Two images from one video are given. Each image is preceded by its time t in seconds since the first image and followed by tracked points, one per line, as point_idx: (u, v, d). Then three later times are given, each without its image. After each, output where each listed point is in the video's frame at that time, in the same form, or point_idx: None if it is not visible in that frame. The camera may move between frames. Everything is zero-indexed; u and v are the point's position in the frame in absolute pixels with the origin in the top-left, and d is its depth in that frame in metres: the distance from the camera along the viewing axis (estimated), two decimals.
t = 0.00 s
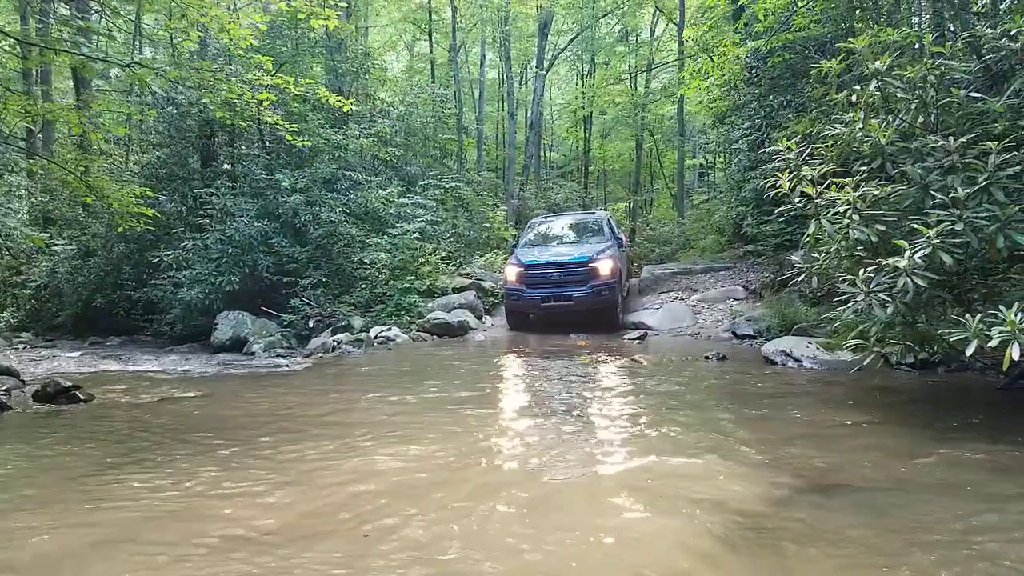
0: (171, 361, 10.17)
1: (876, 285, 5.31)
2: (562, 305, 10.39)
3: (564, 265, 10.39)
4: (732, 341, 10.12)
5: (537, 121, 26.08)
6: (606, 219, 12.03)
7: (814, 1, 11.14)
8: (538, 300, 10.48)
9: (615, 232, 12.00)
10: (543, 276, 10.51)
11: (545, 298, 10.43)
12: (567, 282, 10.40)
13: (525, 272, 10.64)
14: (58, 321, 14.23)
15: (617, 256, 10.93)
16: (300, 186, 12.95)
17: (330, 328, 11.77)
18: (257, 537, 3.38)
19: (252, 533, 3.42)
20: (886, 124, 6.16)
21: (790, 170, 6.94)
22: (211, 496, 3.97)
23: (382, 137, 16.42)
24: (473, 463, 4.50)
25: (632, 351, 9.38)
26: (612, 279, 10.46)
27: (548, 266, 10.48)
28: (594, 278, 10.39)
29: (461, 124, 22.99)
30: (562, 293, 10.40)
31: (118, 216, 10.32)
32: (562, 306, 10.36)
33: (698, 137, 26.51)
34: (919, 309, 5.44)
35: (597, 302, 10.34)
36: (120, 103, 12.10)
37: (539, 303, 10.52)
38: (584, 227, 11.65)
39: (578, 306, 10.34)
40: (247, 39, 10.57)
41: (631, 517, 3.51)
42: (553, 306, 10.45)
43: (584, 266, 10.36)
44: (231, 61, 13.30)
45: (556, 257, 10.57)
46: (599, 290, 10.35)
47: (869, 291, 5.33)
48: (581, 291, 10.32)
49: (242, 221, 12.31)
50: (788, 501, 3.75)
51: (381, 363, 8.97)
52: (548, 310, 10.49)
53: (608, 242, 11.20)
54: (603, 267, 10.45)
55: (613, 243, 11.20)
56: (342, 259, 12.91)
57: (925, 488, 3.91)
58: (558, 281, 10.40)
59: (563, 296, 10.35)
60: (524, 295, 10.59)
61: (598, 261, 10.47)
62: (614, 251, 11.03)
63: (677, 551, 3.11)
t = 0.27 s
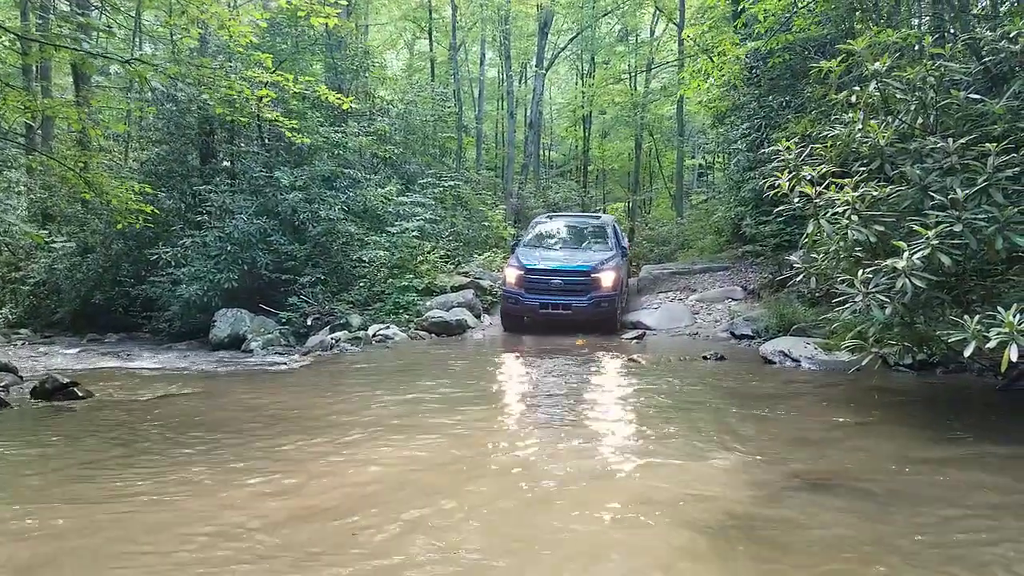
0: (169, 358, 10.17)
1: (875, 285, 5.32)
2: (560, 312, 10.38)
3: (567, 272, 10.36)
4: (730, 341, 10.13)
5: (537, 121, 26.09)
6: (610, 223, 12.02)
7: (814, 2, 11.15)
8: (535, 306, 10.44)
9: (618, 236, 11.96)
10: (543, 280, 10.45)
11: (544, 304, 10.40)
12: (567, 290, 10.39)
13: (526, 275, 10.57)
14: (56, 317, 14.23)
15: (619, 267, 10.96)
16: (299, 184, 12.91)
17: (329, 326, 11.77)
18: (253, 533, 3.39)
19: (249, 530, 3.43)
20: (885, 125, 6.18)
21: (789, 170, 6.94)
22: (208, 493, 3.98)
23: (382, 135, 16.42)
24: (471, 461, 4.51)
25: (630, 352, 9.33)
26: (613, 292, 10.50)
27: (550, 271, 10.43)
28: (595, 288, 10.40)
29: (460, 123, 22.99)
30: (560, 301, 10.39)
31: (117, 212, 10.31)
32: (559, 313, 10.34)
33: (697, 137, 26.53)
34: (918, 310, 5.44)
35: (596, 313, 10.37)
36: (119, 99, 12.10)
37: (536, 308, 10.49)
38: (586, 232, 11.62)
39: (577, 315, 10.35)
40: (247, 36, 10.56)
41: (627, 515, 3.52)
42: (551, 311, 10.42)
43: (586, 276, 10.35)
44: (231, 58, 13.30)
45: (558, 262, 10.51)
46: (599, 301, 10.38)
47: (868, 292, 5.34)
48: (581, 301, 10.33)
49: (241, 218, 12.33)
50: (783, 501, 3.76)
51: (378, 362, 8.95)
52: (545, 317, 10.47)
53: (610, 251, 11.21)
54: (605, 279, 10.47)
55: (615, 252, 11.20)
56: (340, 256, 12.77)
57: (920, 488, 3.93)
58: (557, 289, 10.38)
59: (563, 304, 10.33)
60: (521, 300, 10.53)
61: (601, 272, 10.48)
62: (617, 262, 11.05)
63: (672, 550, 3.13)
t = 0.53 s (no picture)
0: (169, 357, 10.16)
1: (875, 285, 5.32)
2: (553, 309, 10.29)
3: (559, 269, 10.26)
4: (730, 340, 10.13)
5: (536, 120, 26.07)
6: (608, 220, 11.89)
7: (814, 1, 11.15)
8: (529, 304, 10.38)
9: (615, 234, 11.88)
10: (535, 278, 10.38)
11: (537, 302, 10.32)
12: (560, 286, 10.28)
13: (517, 273, 10.50)
14: (56, 316, 14.22)
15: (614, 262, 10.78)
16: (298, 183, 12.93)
17: (328, 325, 11.77)
18: (251, 532, 3.39)
19: (246, 529, 3.43)
20: (886, 125, 6.18)
21: (789, 169, 6.94)
22: (206, 492, 3.98)
23: (381, 134, 16.40)
24: (470, 461, 4.51)
25: (629, 352, 9.29)
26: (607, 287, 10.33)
27: (541, 268, 10.35)
28: (589, 283, 10.26)
29: (460, 122, 22.98)
30: (554, 299, 10.30)
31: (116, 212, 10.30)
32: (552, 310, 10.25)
33: (697, 136, 26.54)
34: (917, 310, 5.45)
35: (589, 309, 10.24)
36: (118, 98, 12.09)
37: (530, 306, 10.42)
38: (582, 229, 11.50)
39: (571, 312, 10.25)
40: (247, 35, 10.56)
41: (625, 514, 3.52)
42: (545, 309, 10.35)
43: (579, 272, 10.23)
44: (231, 57, 13.30)
45: (551, 259, 10.43)
46: (593, 297, 10.23)
47: (868, 291, 5.34)
48: (574, 297, 10.20)
49: (241, 217, 12.33)
50: (782, 500, 3.76)
51: (377, 361, 8.94)
52: (539, 314, 10.39)
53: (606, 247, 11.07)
54: (599, 274, 10.30)
55: (610, 249, 11.09)
56: (340, 256, 12.78)
57: (920, 488, 3.92)
58: (550, 285, 10.29)
59: (556, 301, 10.24)
60: (514, 297, 10.47)
61: (595, 267, 10.33)
62: (613, 257, 10.88)
63: (670, 550, 3.12)
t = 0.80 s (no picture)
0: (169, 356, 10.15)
1: (875, 285, 5.32)
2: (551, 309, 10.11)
3: (555, 268, 10.10)
4: (730, 340, 10.13)
5: (536, 120, 26.07)
6: (604, 221, 11.83)
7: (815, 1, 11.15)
8: (525, 304, 10.20)
9: (611, 236, 11.80)
10: (531, 277, 10.21)
11: (532, 301, 10.15)
12: (557, 286, 10.12)
13: (513, 272, 10.34)
14: (56, 315, 14.22)
15: (611, 261, 10.67)
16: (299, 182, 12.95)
17: (329, 324, 11.77)
18: (251, 531, 3.39)
19: (247, 528, 3.43)
20: (886, 125, 6.17)
21: (790, 169, 6.94)
22: (206, 491, 3.98)
23: (382, 133, 16.40)
24: (470, 460, 4.51)
25: (629, 352, 9.27)
26: (604, 286, 10.20)
27: (537, 267, 10.19)
28: (585, 283, 10.13)
29: (460, 121, 22.96)
30: (550, 299, 10.14)
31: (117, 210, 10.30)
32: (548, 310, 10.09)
33: (697, 136, 26.55)
34: (918, 310, 5.45)
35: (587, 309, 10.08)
36: (119, 97, 12.09)
37: (526, 307, 10.24)
38: (578, 230, 11.40)
39: (567, 312, 10.08)
40: (248, 34, 10.56)
41: (626, 514, 3.52)
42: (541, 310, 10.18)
43: (576, 271, 10.10)
44: (232, 56, 13.30)
45: (547, 259, 10.27)
46: (590, 296, 10.08)
47: (868, 291, 5.34)
48: (571, 296, 10.05)
49: (241, 216, 12.33)
50: (783, 500, 3.75)
51: (377, 360, 8.93)
52: (535, 314, 10.21)
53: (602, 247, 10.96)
54: (596, 273, 10.18)
55: (607, 249, 10.99)
56: (341, 255, 12.78)
57: (921, 488, 3.92)
58: (546, 285, 10.13)
59: (553, 301, 10.08)
60: (509, 297, 10.30)
61: (592, 266, 10.20)
62: (609, 257, 10.77)
63: (670, 550, 3.12)
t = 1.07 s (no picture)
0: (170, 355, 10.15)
1: (877, 285, 5.33)
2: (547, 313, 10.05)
3: (552, 270, 10.04)
4: (731, 340, 10.13)
5: (537, 119, 26.05)
6: (602, 222, 11.77)
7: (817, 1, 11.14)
8: (521, 307, 10.12)
9: (608, 238, 11.73)
10: (528, 279, 10.14)
11: (529, 304, 10.08)
12: (554, 288, 10.06)
13: (509, 274, 10.26)
14: (57, 314, 14.22)
15: (609, 263, 10.60)
16: (300, 182, 12.96)
17: (329, 324, 11.77)
18: (253, 531, 3.38)
19: (248, 527, 3.42)
20: (888, 125, 6.16)
21: (791, 169, 6.93)
22: (208, 490, 3.98)
23: (382, 133, 16.39)
24: (471, 460, 4.50)
25: (630, 352, 9.26)
26: (602, 289, 10.14)
27: (534, 269, 10.12)
28: (583, 285, 10.07)
29: (461, 121, 22.94)
30: (547, 301, 10.07)
31: (119, 210, 10.29)
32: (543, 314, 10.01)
33: (698, 136, 26.55)
34: (919, 310, 5.45)
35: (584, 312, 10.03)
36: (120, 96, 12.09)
37: (522, 309, 10.16)
38: (577, 231, 11.34)
39: (565, 315, 10.01)
40: (250, 34, 10.56)
41: (628, 515, 3.52)
42: (537, 313, 10.11)
43: (574, 273, 10.03)
44: (233, 56, 13.31)
45: (544, 260, 10.21)
46: (588, 299, 10.03)
47: (870, 291, 5.35)
48: (569, 299, 9.99)
49: (242, 215, 12.34)
50: (785, 501, 3.75)
51: (377, 360, 8.93)
52: (531, 317, 10.14)
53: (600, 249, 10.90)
54: (594, 275, 10.12)
55: (606, 250, 10.93)
56: (342, 254, 12.75)
57: (923, 488, 3.92)
58: (542, 287, 10.06)
59: (550, 304, 10.01)
60: (505, 300, 10.23)
61: (590, 268, 10.14)
62: (608, 259, 10.70)
63: (672, 550, 3.12)
